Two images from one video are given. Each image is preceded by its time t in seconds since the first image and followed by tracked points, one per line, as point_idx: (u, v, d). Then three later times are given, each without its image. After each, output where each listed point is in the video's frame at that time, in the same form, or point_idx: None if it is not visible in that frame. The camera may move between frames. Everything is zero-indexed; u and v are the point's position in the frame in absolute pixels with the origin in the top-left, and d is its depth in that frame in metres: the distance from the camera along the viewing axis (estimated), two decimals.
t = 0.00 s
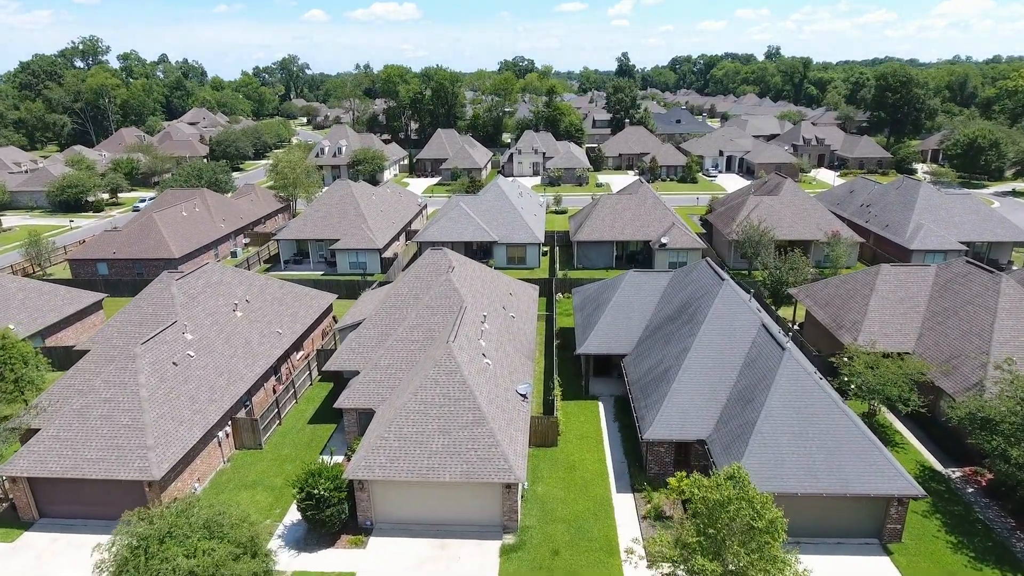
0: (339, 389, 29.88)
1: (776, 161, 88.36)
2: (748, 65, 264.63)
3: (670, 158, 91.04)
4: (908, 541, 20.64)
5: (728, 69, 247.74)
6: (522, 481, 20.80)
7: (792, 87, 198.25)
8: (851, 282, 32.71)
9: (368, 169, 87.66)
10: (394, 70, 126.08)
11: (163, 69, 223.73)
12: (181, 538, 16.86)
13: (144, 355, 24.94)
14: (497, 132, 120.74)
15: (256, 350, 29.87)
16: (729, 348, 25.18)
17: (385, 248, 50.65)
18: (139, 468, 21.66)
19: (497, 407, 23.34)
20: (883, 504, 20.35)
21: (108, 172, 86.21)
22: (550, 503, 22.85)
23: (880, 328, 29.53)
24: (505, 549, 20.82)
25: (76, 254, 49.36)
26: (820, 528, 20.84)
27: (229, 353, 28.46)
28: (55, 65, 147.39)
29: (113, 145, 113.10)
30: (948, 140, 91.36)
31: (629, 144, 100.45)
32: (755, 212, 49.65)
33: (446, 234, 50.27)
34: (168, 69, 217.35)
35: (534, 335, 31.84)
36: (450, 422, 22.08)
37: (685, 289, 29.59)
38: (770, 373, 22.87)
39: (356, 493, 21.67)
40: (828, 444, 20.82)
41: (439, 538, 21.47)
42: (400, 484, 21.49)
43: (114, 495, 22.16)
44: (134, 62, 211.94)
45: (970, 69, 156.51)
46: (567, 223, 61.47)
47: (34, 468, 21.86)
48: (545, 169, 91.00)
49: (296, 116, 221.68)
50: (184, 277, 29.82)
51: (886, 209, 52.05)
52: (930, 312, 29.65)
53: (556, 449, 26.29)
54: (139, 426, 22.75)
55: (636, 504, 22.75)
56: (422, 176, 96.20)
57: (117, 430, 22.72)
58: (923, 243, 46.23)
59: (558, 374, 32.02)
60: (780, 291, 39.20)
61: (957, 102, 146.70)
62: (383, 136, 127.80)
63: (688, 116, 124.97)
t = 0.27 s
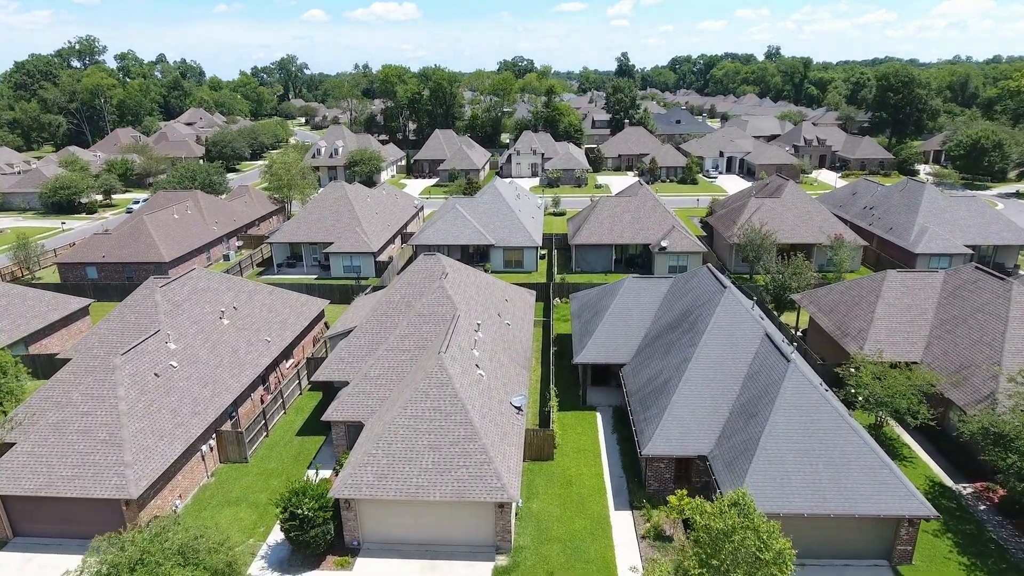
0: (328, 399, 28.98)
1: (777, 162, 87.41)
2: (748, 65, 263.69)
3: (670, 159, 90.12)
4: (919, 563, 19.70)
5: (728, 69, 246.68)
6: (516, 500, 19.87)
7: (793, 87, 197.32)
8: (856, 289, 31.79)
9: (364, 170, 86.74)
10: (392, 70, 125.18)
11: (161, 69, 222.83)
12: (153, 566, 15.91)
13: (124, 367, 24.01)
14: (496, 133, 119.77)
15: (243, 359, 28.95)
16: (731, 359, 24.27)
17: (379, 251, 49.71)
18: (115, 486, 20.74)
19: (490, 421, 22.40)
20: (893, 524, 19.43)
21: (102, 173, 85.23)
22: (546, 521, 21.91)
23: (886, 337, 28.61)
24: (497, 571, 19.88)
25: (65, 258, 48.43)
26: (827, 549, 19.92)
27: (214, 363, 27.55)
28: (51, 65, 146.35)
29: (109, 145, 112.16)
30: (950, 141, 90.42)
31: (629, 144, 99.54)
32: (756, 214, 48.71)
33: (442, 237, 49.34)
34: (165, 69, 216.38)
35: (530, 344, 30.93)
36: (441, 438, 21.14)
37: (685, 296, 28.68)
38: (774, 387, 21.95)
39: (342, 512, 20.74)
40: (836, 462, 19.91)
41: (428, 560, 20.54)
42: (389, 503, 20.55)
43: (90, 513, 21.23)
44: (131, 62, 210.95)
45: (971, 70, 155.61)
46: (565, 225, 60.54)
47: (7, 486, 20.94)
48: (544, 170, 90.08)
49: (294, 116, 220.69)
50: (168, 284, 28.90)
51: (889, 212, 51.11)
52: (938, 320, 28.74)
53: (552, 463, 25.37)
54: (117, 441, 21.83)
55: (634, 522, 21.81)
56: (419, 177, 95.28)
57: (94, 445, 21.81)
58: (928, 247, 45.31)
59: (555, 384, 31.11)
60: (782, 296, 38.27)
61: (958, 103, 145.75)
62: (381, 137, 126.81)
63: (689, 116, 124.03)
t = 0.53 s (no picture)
0: (314, 412, 27.90)
1: (778, 163, 86.33)
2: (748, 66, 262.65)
3: (669, 160, 89.05)
4: None
5: (728, 69, 245.48)
6: (507, 524, 18.78)
7: (793, 87, 196.33)
8: (863, 296, 30.72)
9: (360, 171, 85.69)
10: (389, 70, 124.11)
11: (158, 69, 221.72)
12: None
13: (98, 381, 22.92)
14: (494, 133, 118.69)
15: (227, 370, 27.86)
16: (734, 372, 23.19)
17: (373, 255, 48.63)
18: (85, 508, 19.63)
19: (481, 438, 21.33)
20: (906, 550, 18.32)
21: (94, 175, 84.13)
22: (539, 544, 20.82)
23: (895, 347, 27.53)
24: None
25: (50, 262, 47.33)
26: None
27: (195, 374, 26.46)
28: (46, 65, 145.29)
29: (103, 145, 111.06)
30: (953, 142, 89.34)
31: (628, 145, 98.49)
32: (758, 217, 47.64)
33: (437, 240, 48.26)
34: (163, 69, 215.25)
35: (525, 353, 29.87)
36: (428, 457, 20.06)
37: (686, 305, 27.64)
38: (779, 402, 20.87)
39: (324, 535, 19.65)
40: (845, 484, 18.81)
41: None
42: (373, 526, 19.47)
43: (59, 535, 20.11)
44: (128, 62, 209.79)
45: (973, 70, 154.58)
46: (563, 228, 59.48)
47: None
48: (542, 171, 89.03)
49: (292, 116, 219.64)
50: (148, 293, 27.81)
51: (894, 215, 50.04)
52: (948, 329, 27.65)
53: (547, 479, 24.28)
54: (88, 460, 20.75)
55: (632, 544, 20.73)
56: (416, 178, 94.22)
57: (65, 464, 20.74)
58: (934, 250, 44.24)
59: (551, 395, 30.04)
60: (785, 303, 37.20)
61: (960, 103, 144.71)
62: (378, 137, 125.71)
63: (688, 116, 122.96)
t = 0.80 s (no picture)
0: (302, 423, 26.98)
1: (779, 163, 85.44)
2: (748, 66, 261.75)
3: (669, 161, 88.12)
4: None
5: (728, 69, 244.59)
6: (499, 547, 17.82)
7: (792, 87, 195.51)
8: (868, 302, 29.81)
9: (356, 172, 84.76)
10: (386, 70, 123.20)
11: (155, 69, 220.74)
12: None
13: (74, 394, 21.99)
14: (492, 133, 117.76)
15: (211, 379, 26.93)
16: (736, 384, 22.29)
17: (367, 258, 47.68)
18: (57, 529, 18.67)
19: (472, 454, 20.39)
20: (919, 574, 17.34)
21: (87, 176, 83.13)
22: (534, 564, 19.87)
23: (903, 356, 26.60)
24: None
25: (37, 265, 46.38)
26: None
27: (178, 385, 25.52)
28: (41, 65, 144.25)
29: (97, 146, 110.06)
30: (956, 142, 88.48)
31: (627, 146, 97.58)
32: (759, 220, 46.74)
33: (432, 243, 47.34)
34: (160, 69, 214.11)
35: (521, 362, 28.96)
36: (417, 474, 19.16)
37: (686, 312, 26.73)
38: (784, 417, 19.94)
39: (308, 556, 18.70)
40: (855, 503, 17.85)
41: None
42: (359, 547, 18.49)
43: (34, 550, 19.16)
44: (125, 62, 208.61)
45: (973, 70, 153.72)
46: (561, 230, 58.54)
47: None
48: (540, 172, 88.13)
49: (290, 116, 218.58)
50: (130, 300, 26.90)
51: (897, 217, 49.12)
52: (958, 338, 26.72)
53: (542, 495, 23.35)
54: (61, 478, 19.81)
55: (631, 565, 19.79)
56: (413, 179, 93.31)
57: (38, 482, 19.82)
58: (939, 254, 43.33)
59: (548, 405, 29.14)
60: (788, 308, 36.28)
61: (961, 103, 143.86)
62: (376, 137, 124.76)
63: (688, 116, 122.09)
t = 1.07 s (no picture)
0: (289, 434, 26.04)
1: (780, 164, 84.48)
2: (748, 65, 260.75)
3: (669, 161, 87.16)
4: None
5: (728, 69, 243.62)
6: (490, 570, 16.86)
7: (793, 87, 194.52)
8: (875, 308, 28.89)
9: (353, 173, 83.86)
10: (384, 70, 122.30)
11: (153, 68, 219.92)
12: None
13: (48, 407, 21.08)
14: (491, 133, 116.82)
15: (196, 389, 26.01)
16: (740, 396, 21.35)
17: (361, 261, 46.72)
18: (26, 550, 17.74)
19: (463, 471, 19.46)
20: None
21: (80, 176, 82.21)
22: None
23: (911, 365, 25.67)
24: None
25: (25, 269, 45.45)
26: None
27: (160, 395, 24.61)
28: (37, 65, 143.33)
29: (92, 146, 109.13)
30: (959, 142, 87.50)
31: (627, 146, 96.65)
32: (762, 222, 45.81)
33: (427, 245, 46.40)
34: (157, 69, 213.13)
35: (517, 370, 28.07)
36: (405, 493, 18.23)
37: (688, 318, 25.78)
38: (791, 432, 18.97)
39: None
40: (866, 525, 16.83)
41: None
42: (343, 571, 17.54)
43: None
44: (122, 61, 207.61)
45: (975, 69, 152.74)
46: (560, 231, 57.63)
47: None
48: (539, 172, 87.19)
49: (288, 116, 217.57)
50: (111, 307, 25.99)
51: (902, 218, 48.18)
52: (969, 346, 25.77)
53: (538, 510, 22.42)
54: (32, 496, 18.89)
55: None
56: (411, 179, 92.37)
57: (7, 500, 18.90)
58: (945, 256, 42.39)
59: (545, 414, 28.24)
60: (791, 312, 35.36)
61: (963, 102, 142.90)
62: (374, 137, 123.82)
63: (688, 116, 121.16)
